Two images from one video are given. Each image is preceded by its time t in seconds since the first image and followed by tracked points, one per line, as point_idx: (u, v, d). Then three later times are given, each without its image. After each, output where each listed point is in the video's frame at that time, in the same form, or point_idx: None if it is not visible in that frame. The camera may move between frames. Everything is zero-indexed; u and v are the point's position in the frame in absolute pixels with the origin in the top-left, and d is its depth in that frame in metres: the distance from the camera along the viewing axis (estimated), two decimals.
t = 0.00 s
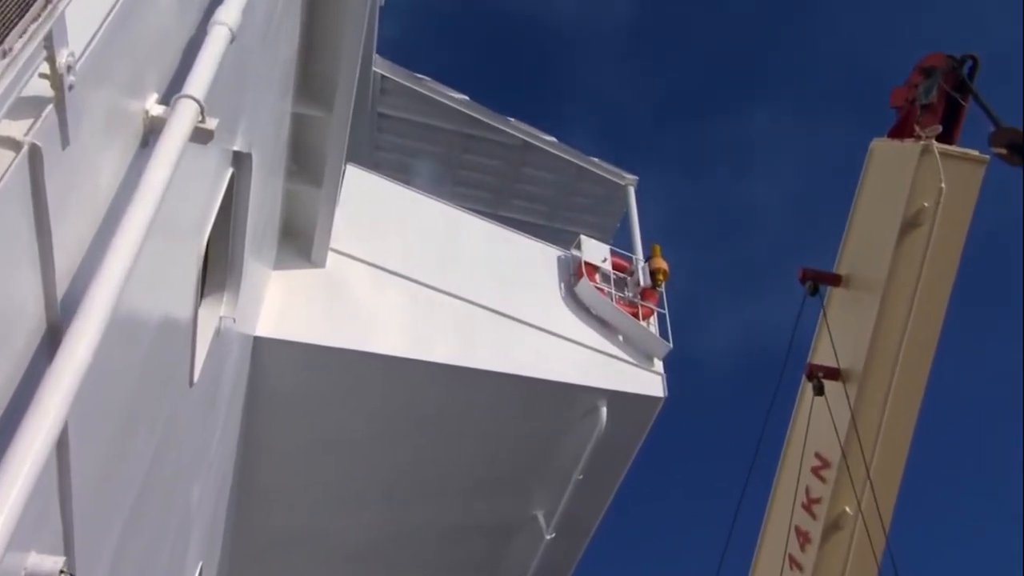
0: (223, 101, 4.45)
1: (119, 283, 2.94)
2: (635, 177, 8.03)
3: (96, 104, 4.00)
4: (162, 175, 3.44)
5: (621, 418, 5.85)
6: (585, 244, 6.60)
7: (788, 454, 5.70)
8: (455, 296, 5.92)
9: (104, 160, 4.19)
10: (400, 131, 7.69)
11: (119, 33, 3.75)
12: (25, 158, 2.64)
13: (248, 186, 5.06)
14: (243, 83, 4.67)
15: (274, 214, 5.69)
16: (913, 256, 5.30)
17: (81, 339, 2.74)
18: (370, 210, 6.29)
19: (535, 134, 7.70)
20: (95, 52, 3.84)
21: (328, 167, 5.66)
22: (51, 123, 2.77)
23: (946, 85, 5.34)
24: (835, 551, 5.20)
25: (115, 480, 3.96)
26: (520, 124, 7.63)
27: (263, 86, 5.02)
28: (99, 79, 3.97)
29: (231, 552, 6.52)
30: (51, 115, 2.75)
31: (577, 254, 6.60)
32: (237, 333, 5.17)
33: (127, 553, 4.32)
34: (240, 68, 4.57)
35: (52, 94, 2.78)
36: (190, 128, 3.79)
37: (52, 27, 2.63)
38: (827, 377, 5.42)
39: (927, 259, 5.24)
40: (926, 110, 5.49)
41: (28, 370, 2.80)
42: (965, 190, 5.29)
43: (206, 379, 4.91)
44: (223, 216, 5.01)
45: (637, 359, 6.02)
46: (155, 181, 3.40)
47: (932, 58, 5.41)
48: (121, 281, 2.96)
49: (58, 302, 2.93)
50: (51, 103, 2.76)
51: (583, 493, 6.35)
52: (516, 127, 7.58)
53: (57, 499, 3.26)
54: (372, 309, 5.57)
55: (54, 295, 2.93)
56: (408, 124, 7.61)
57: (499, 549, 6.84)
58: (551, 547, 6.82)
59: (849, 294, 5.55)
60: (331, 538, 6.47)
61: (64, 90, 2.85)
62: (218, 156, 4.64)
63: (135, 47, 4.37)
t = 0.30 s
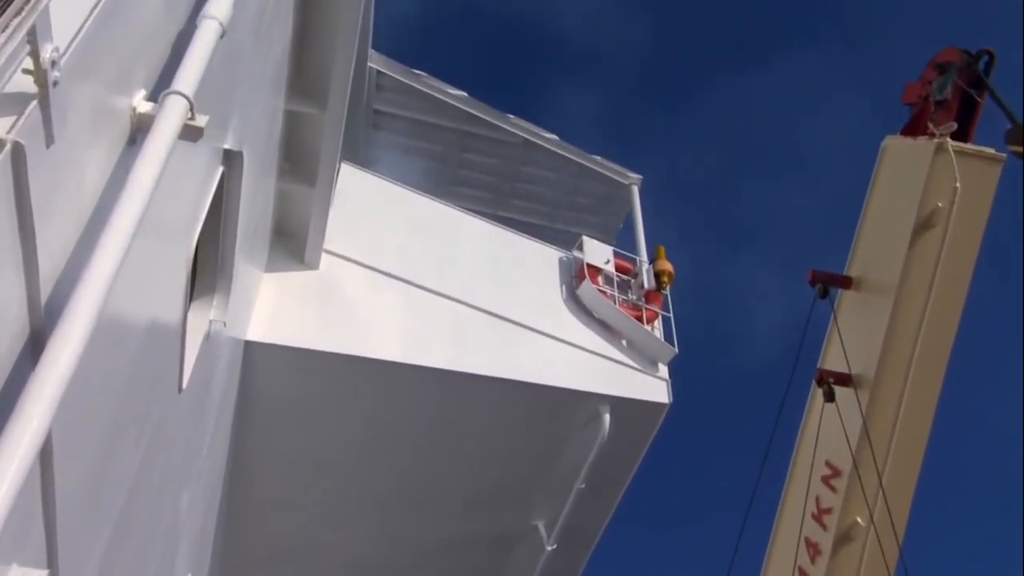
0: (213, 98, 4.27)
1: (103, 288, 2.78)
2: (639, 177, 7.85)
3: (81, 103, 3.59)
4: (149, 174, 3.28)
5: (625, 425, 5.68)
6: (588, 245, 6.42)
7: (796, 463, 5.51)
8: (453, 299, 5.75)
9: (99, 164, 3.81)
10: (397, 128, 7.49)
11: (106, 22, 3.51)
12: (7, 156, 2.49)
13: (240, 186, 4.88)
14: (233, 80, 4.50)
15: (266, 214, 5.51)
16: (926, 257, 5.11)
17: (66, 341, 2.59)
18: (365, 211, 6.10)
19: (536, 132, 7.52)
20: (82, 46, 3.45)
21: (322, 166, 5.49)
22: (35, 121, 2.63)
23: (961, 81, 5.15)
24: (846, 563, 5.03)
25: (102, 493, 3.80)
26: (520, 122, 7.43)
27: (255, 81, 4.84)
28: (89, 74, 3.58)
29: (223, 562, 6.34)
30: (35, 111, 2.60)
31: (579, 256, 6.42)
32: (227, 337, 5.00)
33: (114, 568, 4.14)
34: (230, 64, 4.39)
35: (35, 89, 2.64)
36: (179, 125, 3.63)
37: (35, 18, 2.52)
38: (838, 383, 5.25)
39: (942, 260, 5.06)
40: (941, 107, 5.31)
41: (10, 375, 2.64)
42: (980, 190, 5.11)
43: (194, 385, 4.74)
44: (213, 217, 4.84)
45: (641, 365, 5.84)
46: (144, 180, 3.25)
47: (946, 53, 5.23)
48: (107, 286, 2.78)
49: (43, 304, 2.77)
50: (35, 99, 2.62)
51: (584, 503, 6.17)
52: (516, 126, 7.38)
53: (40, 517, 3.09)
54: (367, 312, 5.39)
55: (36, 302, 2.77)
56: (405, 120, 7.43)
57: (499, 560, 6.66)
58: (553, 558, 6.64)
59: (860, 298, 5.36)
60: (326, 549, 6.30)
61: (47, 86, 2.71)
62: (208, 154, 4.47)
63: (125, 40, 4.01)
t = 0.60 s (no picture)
0: (203, 94, 4.10)
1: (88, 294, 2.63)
2: (642, 176, 7.71)
3: (68, 100, 3.21)
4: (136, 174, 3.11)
5: (629, 433, 5.50)
6: (590, 248, 6.25)
7: (806, 474, 5.31)
8: (451, 303, 5.58)
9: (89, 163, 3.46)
10: (393, 125, 7.30)
11: (93, 16, 3.26)
12: None
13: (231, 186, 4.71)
14: (224, 75, 4.33)
15: (257, 215, 5.33)
16: (941, 259, 4.92)
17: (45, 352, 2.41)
18: (361, 212, 5.93)
19: (537, 130, 7.38)
20: (70, 41, 3.08)
21: (315, 165, 5.31)
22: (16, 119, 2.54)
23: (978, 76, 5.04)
24: None
25: (87, 507, 3.62)
26: (521, 120, 7.34)
27: (246, 77, 4.67)
28: (74, 70, 3.20)
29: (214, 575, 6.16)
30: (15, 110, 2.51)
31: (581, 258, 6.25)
32: (217, 343, 4.82)
33: None
34: (220, 58, 4.22)
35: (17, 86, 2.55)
36: (168, 123, 3.46)
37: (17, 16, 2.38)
38: (849, 390, 5.06)
39: (958, 263, 4.88)
40: (956, 104, 5.11)
41: None
42: (997, 190, 4.93)
43: (183, 392, 4.56)
44: (202, 217, 4.66)
45: (645, 370, 5.67)
46: (130, 179, 3.08)
47: (961, 49, 5.11)
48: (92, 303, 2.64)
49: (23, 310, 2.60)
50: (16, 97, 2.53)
51: (587, 514, 5.99)
52: (517, 123, 7.29)
53: (22, 534, 2.92)
54: (363, 317, 5.22)
55: (12, 306, 2.60)
56: (402, 118, 7.26)
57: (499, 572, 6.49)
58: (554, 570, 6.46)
59: (872, 303, 5.18)
60: (320, 560, 6.12)
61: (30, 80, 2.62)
62: (197, 153, 4.29)
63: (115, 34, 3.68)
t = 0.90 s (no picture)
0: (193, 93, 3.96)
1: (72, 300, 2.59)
2: (645, 177, 7.55)
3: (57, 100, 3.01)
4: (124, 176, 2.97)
5: (632, 442, 5.35)
6: (592, 251, 6.10)
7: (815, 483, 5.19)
8: (449, 308, 5.43)
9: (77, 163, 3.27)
10: (390, 126, 7.18)
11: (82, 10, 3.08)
12: None
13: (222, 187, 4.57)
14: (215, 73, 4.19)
15: (250, 216, 5.19)
16: (954, 263, 4.76)
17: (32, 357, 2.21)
18: (357, 214, 5.78)
19: (537, 130, 7.23)
20: (57, 34, 2.89)
21: (309, 165, 5.17)
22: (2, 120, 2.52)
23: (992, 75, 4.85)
24: None
25: (74, 522, 3.48)
26: (521, 120, 7.20)
27: (238, 75, 4.53)
28: (63, 65, 3.01)
29: None
30: None
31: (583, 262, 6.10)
32: (207, 349, 4.68)
33: None
34: (211, 56, 4.09)
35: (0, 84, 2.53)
36: (158, 122, 3.32)
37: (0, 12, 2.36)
38: (859, 398, 4.92)
39: (970, 267, 4.71)
40: (970, 103, 4.96)
41: None
42: (1012, 191, 4.76)
43: (173, 400, 4.42)
44: (193, 219, 4.51)
45: (649, 378, 5.51)
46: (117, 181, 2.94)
47: (975, 46, 4.93)
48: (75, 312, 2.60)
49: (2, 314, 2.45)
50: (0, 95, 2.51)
51: (588, 524, 5.84)
52: (517, 123, 7.15)
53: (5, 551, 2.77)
54: (358, 322, 5.08)
55: None
56: (399, 117, 7.12)
57: None
58: None
59: (883, 308, 5.03)
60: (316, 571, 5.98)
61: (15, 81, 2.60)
62: (188, 153, 4.15)
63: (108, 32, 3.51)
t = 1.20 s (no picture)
0: (182, 91, 3.79)
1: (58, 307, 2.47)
2: (651, 179, 7.37)
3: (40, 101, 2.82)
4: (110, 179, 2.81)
5: (636, 454, 5.18)
6: (594, 255, 5.93)
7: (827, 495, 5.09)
8: (447, 314, 5.26)
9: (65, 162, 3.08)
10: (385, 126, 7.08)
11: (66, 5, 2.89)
12: None
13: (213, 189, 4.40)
14: (204, 73, 4.03)
15: (240, 220, 5.03)
16: (971, 268, 4.50)
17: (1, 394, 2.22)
18: (353, 217, 5.61)
19: (538, 129, 7.06)
20: (43, 26, 2.74)
21: (303, 167, 5.00)
22: None
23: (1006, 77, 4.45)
24: None
25: (57, 541, 3.31)
26: (522, 120, 7.02)
27: (228, 74, 4.37)
28: (49, 60, 2.84)
29: None
30: None
31: (586, 267, 5.92)
32: (197, 358, 4.52)
33: None
34: (200, 54, 3.92)
35: None
36: (146, 122, 3.15)
37: None
38: (872, 409, 4.76)
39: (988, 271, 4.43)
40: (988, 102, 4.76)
41: None
42: None
43: (161, 410, 4.25)
44: (181, 223, 4.34)
45: (655, 387, 5.34)
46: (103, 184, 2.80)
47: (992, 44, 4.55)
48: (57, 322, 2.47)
49: None
50: None
51: (591, 538, 5.66)
52: (517, 123, 6.95)
53: None
54: (353, 330, 4.91)
55: None
56: (394, 116, 6.97)
57: None
58: None
59: (897, 316, 4.86)
60: None
61: None
62: (176, 155, 3.99)
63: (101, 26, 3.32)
